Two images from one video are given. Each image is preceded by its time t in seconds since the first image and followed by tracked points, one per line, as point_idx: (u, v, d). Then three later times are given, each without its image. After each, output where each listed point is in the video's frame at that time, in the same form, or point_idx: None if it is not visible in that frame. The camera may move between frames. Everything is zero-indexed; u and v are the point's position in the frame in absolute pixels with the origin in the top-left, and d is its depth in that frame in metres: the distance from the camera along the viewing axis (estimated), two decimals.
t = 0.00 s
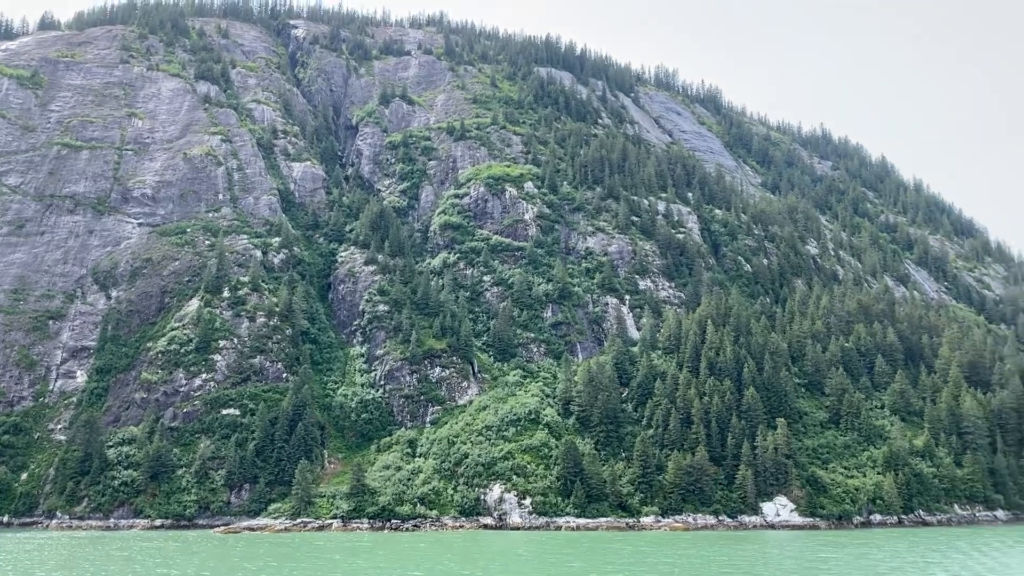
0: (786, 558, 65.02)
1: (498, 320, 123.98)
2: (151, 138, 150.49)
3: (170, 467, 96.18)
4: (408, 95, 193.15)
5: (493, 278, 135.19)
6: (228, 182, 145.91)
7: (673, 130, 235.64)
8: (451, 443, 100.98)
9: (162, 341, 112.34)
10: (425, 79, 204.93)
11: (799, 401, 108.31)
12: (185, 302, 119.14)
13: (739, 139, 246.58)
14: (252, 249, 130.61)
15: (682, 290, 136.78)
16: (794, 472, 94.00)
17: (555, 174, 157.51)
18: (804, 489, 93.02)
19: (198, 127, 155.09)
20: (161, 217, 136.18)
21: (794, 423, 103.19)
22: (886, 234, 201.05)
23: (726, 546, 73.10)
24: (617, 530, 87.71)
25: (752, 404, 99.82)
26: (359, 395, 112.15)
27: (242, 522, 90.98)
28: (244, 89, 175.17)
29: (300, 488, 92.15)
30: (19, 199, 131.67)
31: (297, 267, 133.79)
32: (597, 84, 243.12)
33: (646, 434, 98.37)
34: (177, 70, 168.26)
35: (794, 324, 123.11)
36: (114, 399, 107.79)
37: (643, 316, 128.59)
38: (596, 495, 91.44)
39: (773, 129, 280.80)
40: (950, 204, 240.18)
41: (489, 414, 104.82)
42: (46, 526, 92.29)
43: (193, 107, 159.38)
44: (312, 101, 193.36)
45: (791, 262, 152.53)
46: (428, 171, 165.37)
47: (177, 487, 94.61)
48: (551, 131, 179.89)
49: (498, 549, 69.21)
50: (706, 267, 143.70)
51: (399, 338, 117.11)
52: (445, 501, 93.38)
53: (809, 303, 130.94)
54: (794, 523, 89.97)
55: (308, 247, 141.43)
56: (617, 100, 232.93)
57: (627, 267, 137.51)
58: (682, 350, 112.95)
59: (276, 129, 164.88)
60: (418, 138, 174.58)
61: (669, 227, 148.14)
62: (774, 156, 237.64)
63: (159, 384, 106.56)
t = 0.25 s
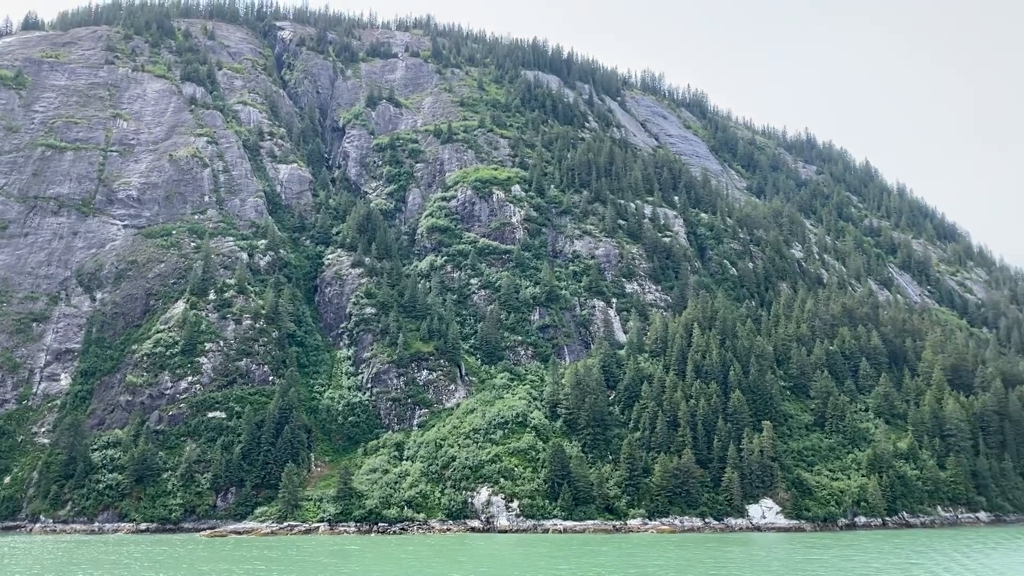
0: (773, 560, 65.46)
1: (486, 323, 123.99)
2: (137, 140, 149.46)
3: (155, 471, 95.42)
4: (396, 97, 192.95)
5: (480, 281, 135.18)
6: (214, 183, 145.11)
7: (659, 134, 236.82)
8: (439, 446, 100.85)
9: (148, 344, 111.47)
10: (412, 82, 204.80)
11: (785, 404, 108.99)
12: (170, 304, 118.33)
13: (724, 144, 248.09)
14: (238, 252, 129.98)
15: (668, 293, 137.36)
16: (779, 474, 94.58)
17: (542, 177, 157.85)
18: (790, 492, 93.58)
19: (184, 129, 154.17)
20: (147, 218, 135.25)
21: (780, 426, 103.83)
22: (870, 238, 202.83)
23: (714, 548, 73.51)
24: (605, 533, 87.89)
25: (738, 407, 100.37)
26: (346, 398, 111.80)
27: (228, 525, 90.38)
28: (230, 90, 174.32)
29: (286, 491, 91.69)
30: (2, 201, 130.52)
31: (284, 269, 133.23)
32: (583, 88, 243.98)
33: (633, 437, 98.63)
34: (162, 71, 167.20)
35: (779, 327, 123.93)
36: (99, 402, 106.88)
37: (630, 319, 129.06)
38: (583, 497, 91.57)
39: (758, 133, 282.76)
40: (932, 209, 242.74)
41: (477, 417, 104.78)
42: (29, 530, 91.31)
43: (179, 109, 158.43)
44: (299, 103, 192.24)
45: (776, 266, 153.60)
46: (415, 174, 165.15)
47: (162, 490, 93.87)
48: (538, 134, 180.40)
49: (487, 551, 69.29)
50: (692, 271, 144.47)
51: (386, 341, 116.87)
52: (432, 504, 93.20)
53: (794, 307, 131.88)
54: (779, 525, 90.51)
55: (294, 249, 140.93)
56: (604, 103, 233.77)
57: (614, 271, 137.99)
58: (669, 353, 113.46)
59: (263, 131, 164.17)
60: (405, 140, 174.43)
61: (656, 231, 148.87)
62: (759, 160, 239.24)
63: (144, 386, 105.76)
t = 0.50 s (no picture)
0: (762, 561, 65.97)
1: (475, 324, 124.07)
2: (124, 140, 148.60)
3: (142, 473, 94.86)
4: (384, 98, 192.70)
5: (469, 282, 135.18)
6: (202, 184, 144.46)
7: (647, 137, 237.76)
8: (427, 447, 100.83)
9: (135, 345, 110.81)
10: (401, 83, 204.63)
11: (772, 405, 109.66)
12: (158, 305, 117.68)
13: (712, 146, 249.34)
14: (226, 253, 129.47)
15: (656, 295, 137.93)
16: (766, 475, 95.19)
17: (531, 179, 158.19)
18: (777, 493, 94.19)
19: (171, 129, 153.37)
20: (134, 219, 134.53)
21: (767, 427, 104.45)
22: (856, 241, 204.39)
23: (702, 549, 73.98)
24: (593, 534, 88.13)
25: (726, 409, 100.94)
26: (335, 399, 111.58)
27: (216, 527, 89.97)
28: (218, 91, 173.53)
29: (275, 493, 91.37)
30: None
31: (272, 271, 132.79)
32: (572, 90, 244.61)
33: (621, 439, 98.95)
34: (150, 71, 166.27)
35: (766, 330, 124.70)
36: (85, 403, 106.17)
37: (618, 321, 129.51)
38: (572, 499, 91.81)
39: (746, 136, 284.36)
40: (917, 212, 244.94)
41: (465, 419, 104.82)
42: (15, 533, 90.56)
43: (167, 109, 157.60)
44: (287, 104, 191.49)
45: (763, 268, 154.56)
46: (404, 175, 165.02)
47: (150, 492, 93.33)
48: (527, 137, 180.78)
49: (477, 553, 69.40)
50: (680, 273, 145.18)
51: (375, 343, 116.72)
52: (421, 505, 93.16)
53: (781, 309, 132.77)
54: (767, 526, 91.08)
55: (282, 250, 140.49)
56: (592, 106, 234.53)
57: (603, 272, 138.45)
58: (657, 354, 113.97)
59: (251, 132, 163.58)
60: (394, 142, 174.28)
61: (644, 233, 149.50)
62: (746, 162, 240.55)
63: (131, 388, 105.13)
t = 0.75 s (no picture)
0: (748, 561, 66.50)
1: (462, 326, 124.10)
2: (109, 139, 147.48)
3: (127, 474, 94.17)
4: (371, 99, 192.24)
5: (456, 283, 135.12)
6: (188, 184, 143.60)
7: (634, 139, 238.66)
8: (415, 449, 100.74)
9: (120, 345, 109.94)
10: (388, 84, 204.26)
11: (757, 406, 110.37)
12: (143, 306, 116.87)
13: (697, 149, 250.63)
14: (212, 253, 128.78)
15: (643, 297, 138.49)
16: (752, 476, 95.82)
17: (518, 180, 158.42)
18: (762, 493, 94.78)
19: (157, 129, 152.35)
20: (119, 219, 133.58)
21: (752, 428, 105.08)
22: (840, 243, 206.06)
23: (689, 549, 74.46)
24: (580, 535, 88.37)
25: (712, 409, 101.54)
26: (321, 401, 111.22)
27: (202, 529, 89.48)
28: (204, 90, 172.53)
29: (261, 495, 91.00)
30: None
31: (258, 271, 132.20)
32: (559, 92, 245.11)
33: (608, 440, 99.27)
34: (135, 70, 165.03)
35: (751, 331, 125.50)
36: (69, 404, 105.28)
37: (605, 322, 129.94)
38: (559, 500, 92.00)
39: (731, 139, 286.10)
40: (900, 215, 247.33)
41: (453, 420, 104.83)
42: None
43: (152, 109, 156.46)
44: (274, 105, 190.42)
45: (749, 271, 155.59)
46: (391, 176, 164.71)
47: (135, 494, 92.68)
48: (514, 138, 181.01)
49: (465, 554, 69.52)
50: (666, 274, 145.89)
51: (362, 344, 116.48)
52: (408, 507, 93.08)
53: (766, 310, 133.67)
54: (752, 526, 91.67)
55: (269, 251, 139.92)
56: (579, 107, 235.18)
57: (590, 274, 138.89)
58: (643, 355, 114.44)
59: (237, 131, 162.78)
60: (381, 142, 173.96)
61: (630, 235, 150.12)
62: (732, 165, 241.91)
63: (116, 389, 104.36)
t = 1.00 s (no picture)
0: (737, 560, 67.05)
1: (451, 326, 124.12)
2: (95, 138, 146.50)
3: (114, 475, 93.59)
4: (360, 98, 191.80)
5: (445, 284, 135.07)
6: (176, 183, 142.85)
7: (622, 140, 239.37)
8: (404, 449, 100.70)
9: (107, 345, 109.28)
10: (376, 83, 203.90)
11: (744, 407, 111.00)
12: (130, 306, 116.19)
13: (685, 150, 251.68)
14: (200, 253, 128.21)
15: (631, 298, 139.00)
16: (739, 475, 96.40)
17: (507, 181, 158.59)
18: (749, 493, 95.37)
19: (144, 128, 151.42)
20: (106, 218, 132.81)
21: (739, 428, 105.69)
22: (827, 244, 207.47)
23: (678, 548, 74.90)
24: (569, 535, 88.60)
25: (699, 410, 102.07)
26: (309, 401, 110.93)
27: (190, 529, 89.10)
28: (192, 89, 171.63)
29: (250, 495, 90.71)
30: None
31: (246, 271, 131.71)
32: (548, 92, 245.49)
33: (596, 440, 99.58)
34: (122, 68, 163.84)
35: (738, 332, 126.22)
36: (55, 405, 104.55)
37: (593, 323, 130.30)
38: (547, 500, 92.18)
39: (719, 140, 287.47)
40: (886, 217, 249.28)
41: (442, 420, 104.86)
42: None
43: (140, 108, 155.36)
44: (262, 104, 189.50)
45: (736, 272, 156.46)
46: (380, 176, 164.42)
47: (122, 494, 92.14)
48: (503, 138, 181.22)
49: (455, 554, 69.68)
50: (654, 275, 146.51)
51: (350, 344, 116.27)
52: (397, 507, 93.02)
53: (754, 311, 134.49)
54: (739, 526, 92.23)
55: (257, 251, 139.42)
56: (568, 108, 235.74)
57: (578, 274, 139.25)
58: (632, 356, 114.89)
59: (225, 131, 162.06)
60: (369, 142, 173.65)
61: (619, 236, 150.63)
62: (719, 166, 243.10)
63: (103, 389, 103.74)
